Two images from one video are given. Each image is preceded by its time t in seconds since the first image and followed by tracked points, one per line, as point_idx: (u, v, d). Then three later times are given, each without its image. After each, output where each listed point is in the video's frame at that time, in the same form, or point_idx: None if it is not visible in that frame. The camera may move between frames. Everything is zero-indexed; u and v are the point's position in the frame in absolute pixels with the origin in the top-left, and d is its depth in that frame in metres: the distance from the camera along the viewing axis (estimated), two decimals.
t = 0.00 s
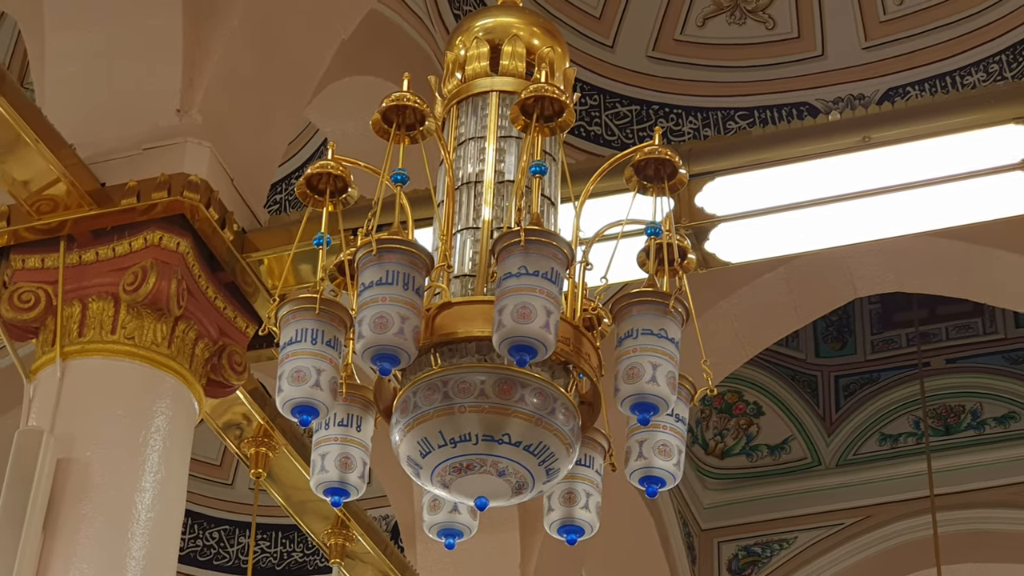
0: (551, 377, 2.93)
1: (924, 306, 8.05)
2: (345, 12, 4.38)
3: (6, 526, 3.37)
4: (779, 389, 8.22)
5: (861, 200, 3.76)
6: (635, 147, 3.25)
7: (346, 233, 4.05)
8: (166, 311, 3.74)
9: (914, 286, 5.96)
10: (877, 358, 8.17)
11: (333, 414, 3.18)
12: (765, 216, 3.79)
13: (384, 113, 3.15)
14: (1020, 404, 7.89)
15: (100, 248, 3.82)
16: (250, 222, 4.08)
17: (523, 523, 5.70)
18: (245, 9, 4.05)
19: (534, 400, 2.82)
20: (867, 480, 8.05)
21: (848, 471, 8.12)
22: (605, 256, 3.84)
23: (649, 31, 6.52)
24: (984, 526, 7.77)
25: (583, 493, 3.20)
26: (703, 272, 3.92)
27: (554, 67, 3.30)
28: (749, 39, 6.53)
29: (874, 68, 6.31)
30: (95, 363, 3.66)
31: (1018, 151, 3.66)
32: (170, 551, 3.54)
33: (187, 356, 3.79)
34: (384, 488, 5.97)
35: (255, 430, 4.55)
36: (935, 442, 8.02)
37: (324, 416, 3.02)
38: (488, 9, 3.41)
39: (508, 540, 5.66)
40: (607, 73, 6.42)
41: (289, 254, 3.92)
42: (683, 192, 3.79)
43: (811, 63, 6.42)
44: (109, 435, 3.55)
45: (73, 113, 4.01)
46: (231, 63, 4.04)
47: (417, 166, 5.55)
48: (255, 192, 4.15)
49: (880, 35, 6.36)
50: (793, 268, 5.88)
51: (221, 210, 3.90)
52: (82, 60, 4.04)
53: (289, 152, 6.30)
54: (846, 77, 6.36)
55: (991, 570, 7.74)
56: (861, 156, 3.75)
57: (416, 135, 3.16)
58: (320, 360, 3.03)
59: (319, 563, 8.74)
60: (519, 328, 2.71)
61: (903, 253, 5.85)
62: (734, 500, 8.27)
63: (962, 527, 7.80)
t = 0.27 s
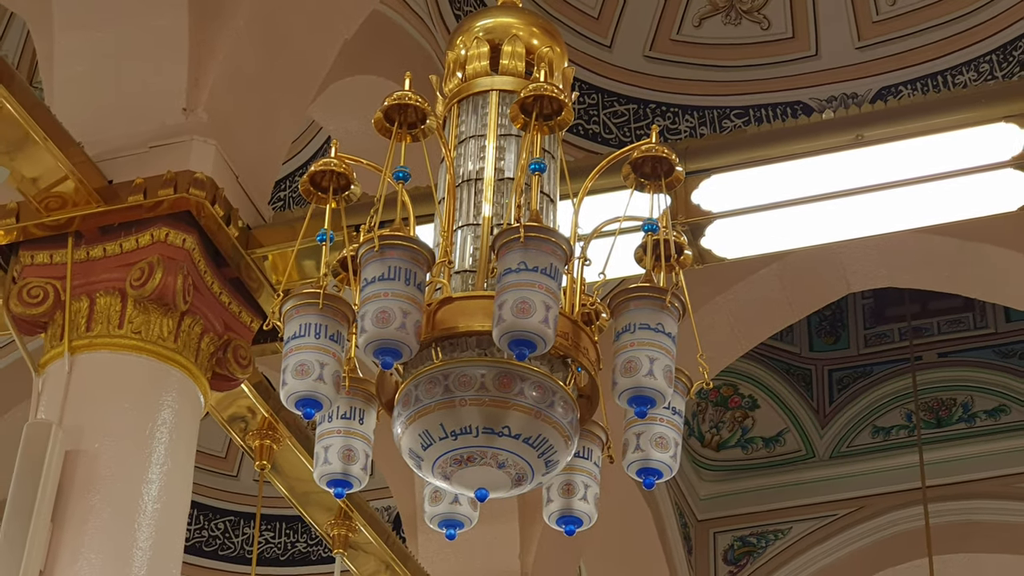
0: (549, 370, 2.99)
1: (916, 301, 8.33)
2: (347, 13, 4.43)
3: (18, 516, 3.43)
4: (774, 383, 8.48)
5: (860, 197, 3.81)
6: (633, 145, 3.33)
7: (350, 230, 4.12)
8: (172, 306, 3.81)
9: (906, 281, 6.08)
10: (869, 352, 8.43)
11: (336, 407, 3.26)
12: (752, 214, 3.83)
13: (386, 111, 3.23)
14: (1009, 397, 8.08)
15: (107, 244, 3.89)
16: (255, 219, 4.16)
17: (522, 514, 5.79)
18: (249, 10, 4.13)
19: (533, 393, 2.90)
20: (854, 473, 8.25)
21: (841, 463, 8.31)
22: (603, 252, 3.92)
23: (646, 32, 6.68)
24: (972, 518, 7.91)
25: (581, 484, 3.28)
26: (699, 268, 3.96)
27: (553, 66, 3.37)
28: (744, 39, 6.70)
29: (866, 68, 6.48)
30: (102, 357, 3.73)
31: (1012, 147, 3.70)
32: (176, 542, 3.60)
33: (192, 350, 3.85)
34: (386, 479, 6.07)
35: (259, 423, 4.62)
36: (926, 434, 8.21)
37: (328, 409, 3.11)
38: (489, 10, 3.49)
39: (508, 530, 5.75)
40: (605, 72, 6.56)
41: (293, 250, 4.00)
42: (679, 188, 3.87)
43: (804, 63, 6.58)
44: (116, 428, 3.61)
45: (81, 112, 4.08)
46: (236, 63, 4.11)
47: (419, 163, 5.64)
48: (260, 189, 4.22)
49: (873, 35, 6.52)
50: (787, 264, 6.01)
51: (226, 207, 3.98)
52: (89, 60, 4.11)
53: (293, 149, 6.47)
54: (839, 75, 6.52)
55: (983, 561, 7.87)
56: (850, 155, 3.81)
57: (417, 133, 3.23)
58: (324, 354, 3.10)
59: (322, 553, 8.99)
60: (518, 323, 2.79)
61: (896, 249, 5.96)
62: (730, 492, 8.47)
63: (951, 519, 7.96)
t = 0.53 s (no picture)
0: (548, 364, 3.08)
1: (908, 296, 8.41)
2: (349, 13, 4.55)
3: (27, 507, 3.48)
4: (768, 376, 8.58)
5: (848, 194, 3.87)
6: (630, 143, 3.41)
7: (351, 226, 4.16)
8: (178, 301, 3.88)
9: (899, 277, 6.17)
10: (862, 347, 8.54)
11: (339, 400, 3.32)
12: (748, 210, 3.90)
13: (388, 110, 3.30)
14: (1000, 391, 8.18)
15: (114, 241, 3.96)
16: (259, 215, 4.22)
17: (522, 505, 5.86)
18: (254, 11, 4.22)
19: (533, 386, 2.97)
20: (849, 464, 8.38)
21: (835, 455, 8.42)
22: (601, 248, 3.97)
23: (644, 33, 6.82)
24: (963, 509, 8.05)
25: (580, 476, 3.35)
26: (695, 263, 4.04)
27: (552, 66, 3.44)
28: (739, 39, 6.83)
29: (857, 67, 6.63)
30: (109, 351, 3.80)
31: (1005, 144, 3.74)
32: (182, 532, 3.67)
33: (198, 344, 3.93)
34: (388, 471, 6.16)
35: (263, 416, 4.68)
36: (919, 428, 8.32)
37: (330, 403, 3.17)
38: (489, 11, 3.56)
39: (507, 522, 5.84)
40: (602, 71, 6.71)
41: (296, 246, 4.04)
42: (676, 185, 3.91)
43: (799, 62, 6.71)
44: (123, 421, 3.68)
45: (88, 110, 4.15)
46: (241, 62, 4.20)
47: (420, 162, 5.73)
48: (264, 186, 4.28)
49: (866, 35, 6.65)
50: (781, 259, 6.13)
51: (231, 203, 4.03)
52: (98, 59, 4.19)
53: (296, 147, 6.56)
54: (833, 74, 6.66)
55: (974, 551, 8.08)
56: (846, 152, 3.85)
57: (419, 132, 3.29)
58: (326, 348, 3.18)
59: (326, 543, 9.05)
60: (518, 318, 2.86)
61: (890, 245, 6.07)
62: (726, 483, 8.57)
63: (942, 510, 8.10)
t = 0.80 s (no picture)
0: (548, 358, 3.15)
1: (900, 291, 8.67)
2: (353, 13, 4.62)
3: (36, 498, 3.54)
4: (763, 370, 8.75)
5: (835, 193, 3.94)
6: (628, 141, 3.48)
7: (354, 223, 4.24)
8: (184, 297, 3.93)
9: (891, 273, 6.28)
10: (855, 341, 8.73)
11: (342, 394, 3.41)
12: (745, 207, 3.97)
13: (390, 109, 3.38)
14: (991, 384, 8.34)
15: (121, 237, 4.03)
16: (264, 213, 4.30)
17: (522, 497, 5.95)
18: (258, 12, 4.29)
19: (532, 380, 3.05)
20: (843, 456, 8.52)
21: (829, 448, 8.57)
22: (600, 244, 4.04)
23: (642, 33, 6.96)
24: (956, 501, 8.13)
25: (578, 469, 3.43)
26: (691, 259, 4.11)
27: (551, 65, 3.52)
28: (734, 39, 6.97)
29: (850, 66, 6.75)
30: (116, 345, 3.86)
31: (994, 142, 3.81)
32: (188, 523, 3.73)
33: (203, 339, 3.99)
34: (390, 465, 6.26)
35: (268, 409, 4.76)
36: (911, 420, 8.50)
37: (333, 395, 3.25)
38: (489, 12, 3.64)
39: (507, 513, 5.93)
40: (601, 71, 6.84)
41: (300, 241, 4.11)
42: (673, 183, 3.97)
43: (794, 62, 6.84)
44: (129, 414, 3.74)
45: (96, 110, 4.23)
46: (246, 61, 4.28)
47: (422, 160, 5.81)
48: (268, 184, 4.37)
49: (860, 35, 6.78)
50: (775, 255, 6.22)
51: (236, 201, 4.11)
52: (105, 60, 4.26)
53: (300, 146, 6.69)
54: (827, 73, 6.78)
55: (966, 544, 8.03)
56: (839, 150, 3.91)
57: (421, 130, 3.37)
58: (330, 342, 3.25)
59: (329, 534, 9.16)
60: (518, 313, 2.93)
61: (883, 241, 6.17)
62: (724, 475, 8.72)
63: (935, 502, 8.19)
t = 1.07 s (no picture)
0: (546, 353, 3.22)
1: (893, 287, 8.81)
2: (356, 13, 4.71)
3: (43, 492, 3.59)
4: (759, 364, 8.90)
5: (831, 189, 4.00)
6: (625, 139, 3.55)
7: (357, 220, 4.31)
8: (190, 292, 4.00)
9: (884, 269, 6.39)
10: (849, 336, 8.90)
11: (345, 387, 3.47)
12: (741, 204, 4.03)
13: (392, 108, 3.45)
14: (984, 378, 8.51)
15: (128, 234, 4.09)
16: (268, 209, 4.37)
17: (522, 489, 6.05)
18: (262, 13, 4.37)
19: (531, 374, 3.12)
20: (837, 449, 8.65)
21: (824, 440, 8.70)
22: (598, 240, 4.09)
23: (639, 32, 7.06)
24: (948, 493, 8.25)
25: (577, 461, 3.50)
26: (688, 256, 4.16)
27: (550, 65, 3.59)
28: (730, 39, 7.08)
29: (844, 66, 6.87)
30: (123, 340, 3.92)
31: (986, 141, 3.86)
32: (193, 514, 3.78)
33: (209, 333, 4.05)
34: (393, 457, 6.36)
35: (272, 403, 4.84)
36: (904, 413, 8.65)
37: (336, 390, 3.31)
38: (489, 13, 3.72)
39: (507, 505, 6.03)
40: (598, 70, 6.94)
41: (304, 238, 4.20)
42: (670, 180, 4.04)
43: (788, 62, 6.96)
44: (136, 407, 3.79)
45: (102, 109, 4.31)
46: (250, 61, 4.35)
47: (424, 157, 5.91)
48: (272, 181, 4.44)
49: (854, 35, 6.90)
50: (770, 252, 6.30)
51: (240, 198, 4.18)
52: (111, 60, 4.34)
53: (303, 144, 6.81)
54: (821, 73, 6.89)
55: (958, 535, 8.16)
56: (835, 148, 3.98)
57: (421, 128, 3.44)
58: (332, 337, 3.32)
59: (331, 525, 9.23)
60: (517, 307, 3.00)
61: (874, 237, 6.29)
62: (720, 467, 8.83)
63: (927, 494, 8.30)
